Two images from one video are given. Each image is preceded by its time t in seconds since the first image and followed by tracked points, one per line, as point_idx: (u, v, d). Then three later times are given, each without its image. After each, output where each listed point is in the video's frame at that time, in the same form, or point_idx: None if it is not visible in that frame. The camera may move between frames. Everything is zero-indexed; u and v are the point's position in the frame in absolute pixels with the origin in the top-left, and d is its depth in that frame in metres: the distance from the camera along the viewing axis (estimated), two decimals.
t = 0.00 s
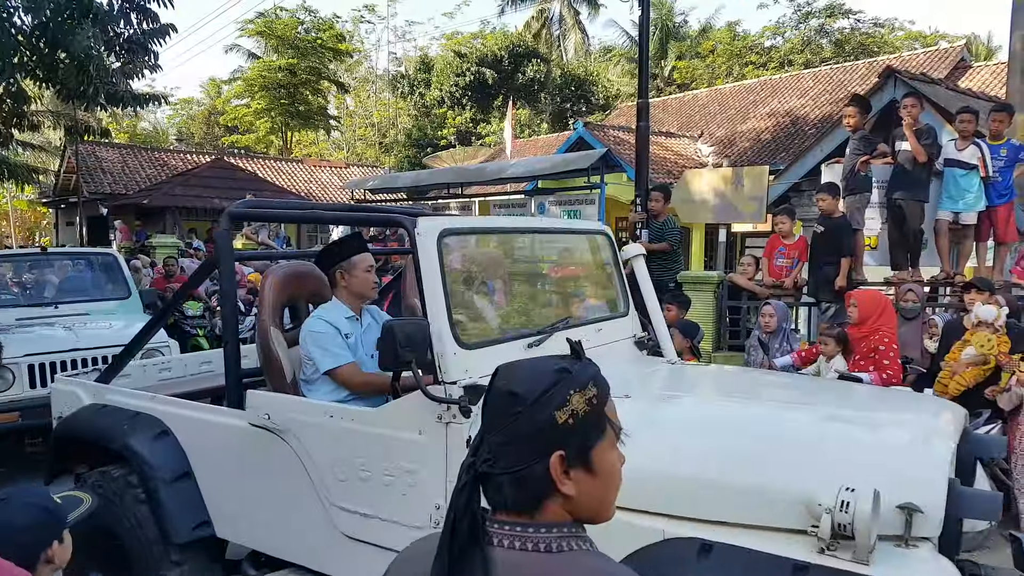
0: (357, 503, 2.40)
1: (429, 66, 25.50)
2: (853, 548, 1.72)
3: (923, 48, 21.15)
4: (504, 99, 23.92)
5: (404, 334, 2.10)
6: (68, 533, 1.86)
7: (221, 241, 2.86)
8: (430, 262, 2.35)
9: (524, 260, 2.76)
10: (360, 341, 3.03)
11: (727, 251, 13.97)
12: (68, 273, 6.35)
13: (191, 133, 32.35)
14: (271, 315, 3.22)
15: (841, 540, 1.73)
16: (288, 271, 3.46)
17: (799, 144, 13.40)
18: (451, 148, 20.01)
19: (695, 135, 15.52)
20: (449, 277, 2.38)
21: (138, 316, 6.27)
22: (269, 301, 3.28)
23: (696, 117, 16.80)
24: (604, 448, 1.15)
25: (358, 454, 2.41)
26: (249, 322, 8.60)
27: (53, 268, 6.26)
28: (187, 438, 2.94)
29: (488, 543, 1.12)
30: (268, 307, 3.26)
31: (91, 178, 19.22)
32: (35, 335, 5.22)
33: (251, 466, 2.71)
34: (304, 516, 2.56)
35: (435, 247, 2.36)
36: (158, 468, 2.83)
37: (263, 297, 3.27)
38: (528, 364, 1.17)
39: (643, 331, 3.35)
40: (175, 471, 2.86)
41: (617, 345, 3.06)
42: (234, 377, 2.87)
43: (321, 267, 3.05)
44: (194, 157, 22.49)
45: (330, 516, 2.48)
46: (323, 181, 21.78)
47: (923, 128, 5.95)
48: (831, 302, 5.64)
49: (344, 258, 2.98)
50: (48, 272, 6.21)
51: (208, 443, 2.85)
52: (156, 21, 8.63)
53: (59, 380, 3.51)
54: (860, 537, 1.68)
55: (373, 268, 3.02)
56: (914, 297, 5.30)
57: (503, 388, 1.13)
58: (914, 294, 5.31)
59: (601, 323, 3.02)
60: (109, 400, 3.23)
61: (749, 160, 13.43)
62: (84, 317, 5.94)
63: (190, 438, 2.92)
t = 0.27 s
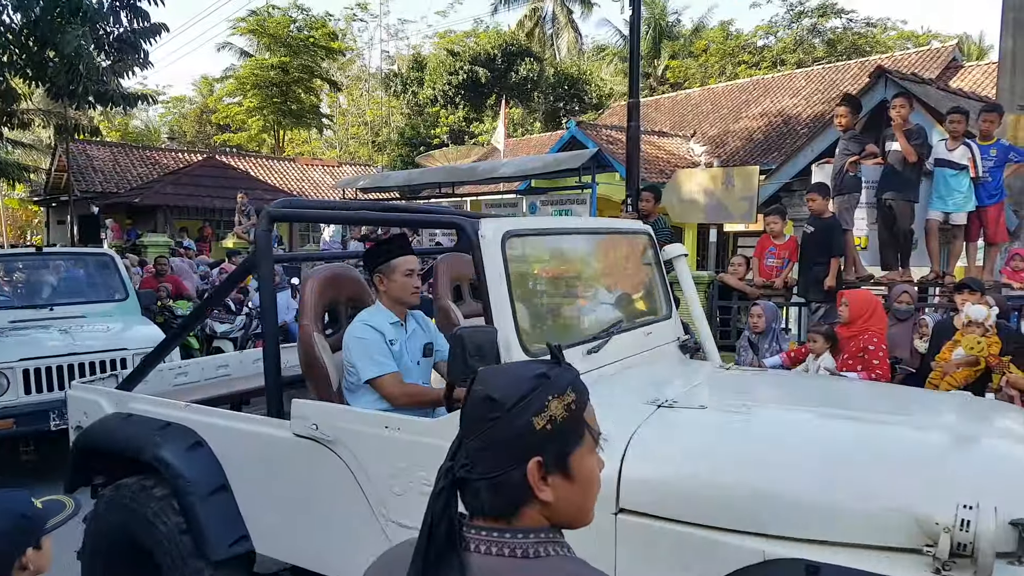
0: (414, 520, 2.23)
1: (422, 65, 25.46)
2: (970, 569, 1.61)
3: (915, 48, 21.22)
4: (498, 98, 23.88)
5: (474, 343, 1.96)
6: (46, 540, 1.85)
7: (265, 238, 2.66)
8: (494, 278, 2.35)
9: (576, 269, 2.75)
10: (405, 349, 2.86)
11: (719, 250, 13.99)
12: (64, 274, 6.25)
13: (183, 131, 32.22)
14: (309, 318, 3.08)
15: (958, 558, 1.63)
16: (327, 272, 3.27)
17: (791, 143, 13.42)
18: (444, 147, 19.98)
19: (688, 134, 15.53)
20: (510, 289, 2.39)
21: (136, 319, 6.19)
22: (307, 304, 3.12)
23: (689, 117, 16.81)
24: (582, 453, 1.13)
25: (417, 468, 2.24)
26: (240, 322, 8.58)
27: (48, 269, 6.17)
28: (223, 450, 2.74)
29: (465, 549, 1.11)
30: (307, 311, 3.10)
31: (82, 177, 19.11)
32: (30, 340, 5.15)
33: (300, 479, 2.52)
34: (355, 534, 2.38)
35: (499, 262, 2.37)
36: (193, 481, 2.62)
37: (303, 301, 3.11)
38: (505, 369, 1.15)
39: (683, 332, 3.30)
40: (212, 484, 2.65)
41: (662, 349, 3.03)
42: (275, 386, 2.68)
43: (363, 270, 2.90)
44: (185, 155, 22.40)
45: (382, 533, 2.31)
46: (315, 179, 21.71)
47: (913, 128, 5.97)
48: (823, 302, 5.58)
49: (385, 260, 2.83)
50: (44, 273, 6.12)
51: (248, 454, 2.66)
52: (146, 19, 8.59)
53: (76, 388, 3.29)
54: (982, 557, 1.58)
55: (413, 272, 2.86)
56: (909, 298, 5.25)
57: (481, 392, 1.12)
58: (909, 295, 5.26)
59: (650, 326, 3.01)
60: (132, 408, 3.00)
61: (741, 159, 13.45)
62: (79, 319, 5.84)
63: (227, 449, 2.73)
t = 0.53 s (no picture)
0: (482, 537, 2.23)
1: (412, 63, 25.38)
2: None
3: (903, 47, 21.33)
4: (488, 96, 23.83)
5: (550, 350, 1.92)
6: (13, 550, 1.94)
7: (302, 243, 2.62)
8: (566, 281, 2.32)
9: (630, 272, 2.70)
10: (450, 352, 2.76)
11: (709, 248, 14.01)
12: (56, 276, 6.09)
13: (171, 129, 32.03)
14: (354, 322, 2.87)
15: None
16: (370, 274, 3.07)
17: (780, 142, 13.46)
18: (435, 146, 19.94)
19: (678, 133, 15.54)
20: (580, 293, 2.35)
21: (129, 322, 6.04)
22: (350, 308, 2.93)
23: (679, 116, 16.82)
24: (559, 458, 1.10)
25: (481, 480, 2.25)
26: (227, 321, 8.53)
27: (38, 271, 5.99)
28: (260, 461, 2.63)
29: (437, 559, 1.08)
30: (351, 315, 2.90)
31: (69, 175, 18.95)
32: (20, 345, 5.00)
33: (347, 494, 2.42)
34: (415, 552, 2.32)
35: (571, 270, 2.34)
36: (230, 497, 2.49)
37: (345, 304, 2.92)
38: (480, 374, 1.13)
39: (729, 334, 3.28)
40: (249, 500, 2.53)
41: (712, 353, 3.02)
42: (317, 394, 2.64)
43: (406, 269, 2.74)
44: (173, 153, 22.26)
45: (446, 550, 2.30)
46: (304, 177, 21.62)
47: (899, 126, 5.98)
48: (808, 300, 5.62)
49: (432, 261, 2.68)
50: (33, 274, 5.95)
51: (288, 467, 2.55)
52: (131, 17, 8.52)
53: (94, 397, 3.13)
54: None
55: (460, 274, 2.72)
56: (895, 296, 5.27)
57: (454, 399, 1.09)
58: (896, 293, 5.28)
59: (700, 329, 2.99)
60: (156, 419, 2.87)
61: (730, 157, 13.47)
62: (70, 323, 5.66)
63: (264, 460, 2.61)
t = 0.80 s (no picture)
0: (551, 554, 2.15)
1: (401, 62, 25.31)
2: None
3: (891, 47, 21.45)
4: (477, 96, 23.81)
5: (628, 359, 1.95)
6: None
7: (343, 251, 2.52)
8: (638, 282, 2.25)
9: (685, 278, 2.60)
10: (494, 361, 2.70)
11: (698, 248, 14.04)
12: (43, 280, 5.77)
13: (158, 128, 31.85)
14: (396, 329, 2.64)
15: None
16: (410, 282, 2.88)
17: (768, 141, 13.50)
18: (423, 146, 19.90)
19: (666, 133, 15.57)
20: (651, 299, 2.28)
21: (122, 327, 5.73)
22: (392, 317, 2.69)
23: (667, 115, 16.84)
24: (519, 470, 1.08)
25: (548, 496, 2.16)
26: (212, 322, 8.48)
27: (24, 275, 5.67)
28: (301, 478, 2.47)
29: None
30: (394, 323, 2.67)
31: (55, 175, 18.80)
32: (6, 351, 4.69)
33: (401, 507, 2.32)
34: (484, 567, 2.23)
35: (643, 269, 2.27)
36: (268, 513, 2.33)
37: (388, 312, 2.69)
38: (438, 385, 1.11)
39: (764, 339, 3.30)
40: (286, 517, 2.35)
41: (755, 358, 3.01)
42: (360, 407, 2.49)
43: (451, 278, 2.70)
44: (160, 154, 22.12)
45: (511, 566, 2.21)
46: (292, 177, 21.53)
47: (883, 127, 6.02)
48: (792, 301, 5.66)
49: (481, 267, 2.64)
50: (20, 275, 5.62)
51: (333, 484, 2.40)
52: (115, 16, 8.45)
53: (110, 407, 2.87)
54: None
55: (511, 280, 2.68)
56: (876, 295, 5.30)
57: (411, 413, 1.06)
58: (876, 293, 5.30)
59: (745, 335, 2.98)
60: (184, 432, 2.67)
61: (718, 157, 13.51)
62: (58, 329, 5.33)
63: (306, 477, 2.46)
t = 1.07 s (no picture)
0: (619, 568, 2.07)
1: (391, 62, 25.26)
2: None
3: (878, 49, 21.55)
4: (467, 97, 23.77)
5: (710, 367, 1.80)
6: None
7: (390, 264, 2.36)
8: (712, 292, 2.12)
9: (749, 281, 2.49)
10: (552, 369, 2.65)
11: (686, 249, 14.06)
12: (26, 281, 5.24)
13: (146, 128, 31.66)
14: (444, 336, 2.59)
15: None
16: (453, 289, 2.83)
17: (756, 142, 13.54)
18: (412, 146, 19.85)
19: (655, 134, 15.59)
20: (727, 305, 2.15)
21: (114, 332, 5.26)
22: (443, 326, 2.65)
23: (655, 117, 16.88)
24: (478, 479, 1.08)
25: (616, 509, 2.07)
26: (197, 323, 8.41)
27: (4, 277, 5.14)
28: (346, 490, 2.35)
29: None
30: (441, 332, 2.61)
31: (41, 175, 18.64)
32: None
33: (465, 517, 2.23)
34: None
35: (719, 276, 2.14)
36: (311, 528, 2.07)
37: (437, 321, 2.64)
38: (392, 395, 1.11)
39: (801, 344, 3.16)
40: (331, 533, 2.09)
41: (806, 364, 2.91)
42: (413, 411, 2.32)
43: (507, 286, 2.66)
44: (148, 154, 21.97)
45: None
46: (281, 177, 21.44)
47: (867, 128, 6.02)
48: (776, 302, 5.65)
49: (542, 273, 2.58)
50: None
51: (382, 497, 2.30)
52: (98, 15, 8.37)
53: (131, 419, 2.72)
54: None
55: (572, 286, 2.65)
56: (858, 296, 5.30)
57: (367, 426, 1.07)
58: (858, 293, 5.31)
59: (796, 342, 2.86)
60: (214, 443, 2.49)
61: (707, 158, 13.54)
62: (45, 334, 4.89)
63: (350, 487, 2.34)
